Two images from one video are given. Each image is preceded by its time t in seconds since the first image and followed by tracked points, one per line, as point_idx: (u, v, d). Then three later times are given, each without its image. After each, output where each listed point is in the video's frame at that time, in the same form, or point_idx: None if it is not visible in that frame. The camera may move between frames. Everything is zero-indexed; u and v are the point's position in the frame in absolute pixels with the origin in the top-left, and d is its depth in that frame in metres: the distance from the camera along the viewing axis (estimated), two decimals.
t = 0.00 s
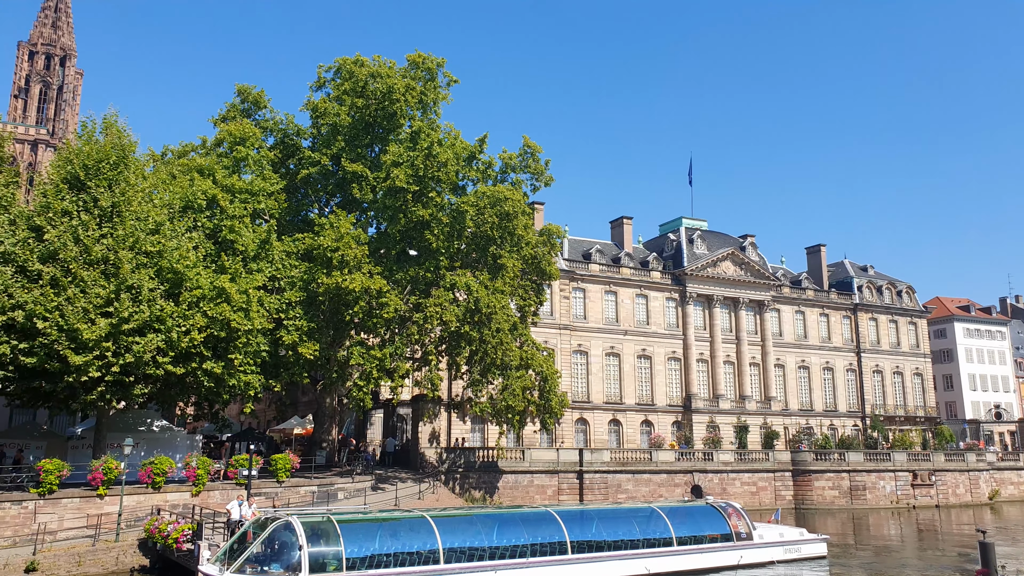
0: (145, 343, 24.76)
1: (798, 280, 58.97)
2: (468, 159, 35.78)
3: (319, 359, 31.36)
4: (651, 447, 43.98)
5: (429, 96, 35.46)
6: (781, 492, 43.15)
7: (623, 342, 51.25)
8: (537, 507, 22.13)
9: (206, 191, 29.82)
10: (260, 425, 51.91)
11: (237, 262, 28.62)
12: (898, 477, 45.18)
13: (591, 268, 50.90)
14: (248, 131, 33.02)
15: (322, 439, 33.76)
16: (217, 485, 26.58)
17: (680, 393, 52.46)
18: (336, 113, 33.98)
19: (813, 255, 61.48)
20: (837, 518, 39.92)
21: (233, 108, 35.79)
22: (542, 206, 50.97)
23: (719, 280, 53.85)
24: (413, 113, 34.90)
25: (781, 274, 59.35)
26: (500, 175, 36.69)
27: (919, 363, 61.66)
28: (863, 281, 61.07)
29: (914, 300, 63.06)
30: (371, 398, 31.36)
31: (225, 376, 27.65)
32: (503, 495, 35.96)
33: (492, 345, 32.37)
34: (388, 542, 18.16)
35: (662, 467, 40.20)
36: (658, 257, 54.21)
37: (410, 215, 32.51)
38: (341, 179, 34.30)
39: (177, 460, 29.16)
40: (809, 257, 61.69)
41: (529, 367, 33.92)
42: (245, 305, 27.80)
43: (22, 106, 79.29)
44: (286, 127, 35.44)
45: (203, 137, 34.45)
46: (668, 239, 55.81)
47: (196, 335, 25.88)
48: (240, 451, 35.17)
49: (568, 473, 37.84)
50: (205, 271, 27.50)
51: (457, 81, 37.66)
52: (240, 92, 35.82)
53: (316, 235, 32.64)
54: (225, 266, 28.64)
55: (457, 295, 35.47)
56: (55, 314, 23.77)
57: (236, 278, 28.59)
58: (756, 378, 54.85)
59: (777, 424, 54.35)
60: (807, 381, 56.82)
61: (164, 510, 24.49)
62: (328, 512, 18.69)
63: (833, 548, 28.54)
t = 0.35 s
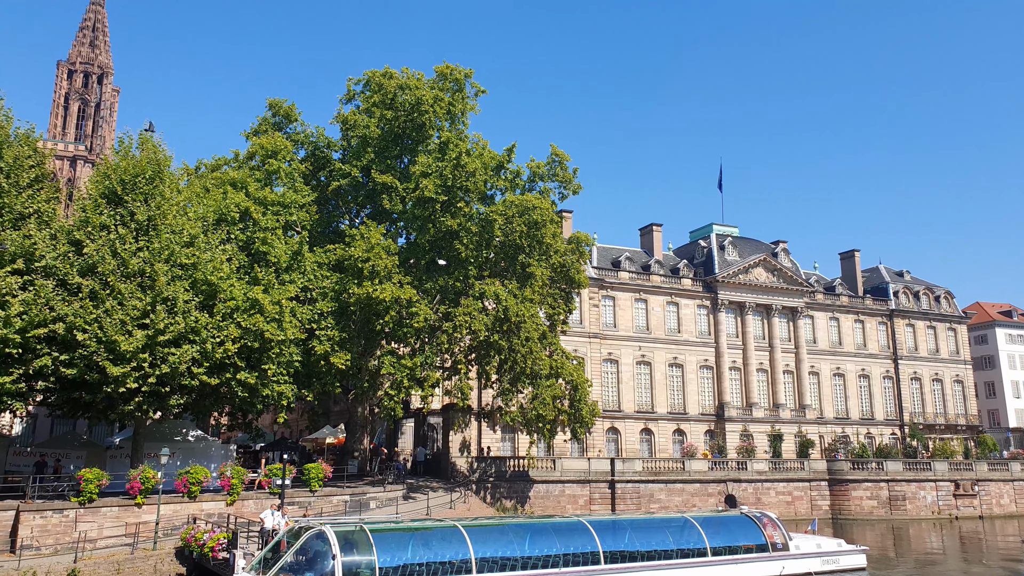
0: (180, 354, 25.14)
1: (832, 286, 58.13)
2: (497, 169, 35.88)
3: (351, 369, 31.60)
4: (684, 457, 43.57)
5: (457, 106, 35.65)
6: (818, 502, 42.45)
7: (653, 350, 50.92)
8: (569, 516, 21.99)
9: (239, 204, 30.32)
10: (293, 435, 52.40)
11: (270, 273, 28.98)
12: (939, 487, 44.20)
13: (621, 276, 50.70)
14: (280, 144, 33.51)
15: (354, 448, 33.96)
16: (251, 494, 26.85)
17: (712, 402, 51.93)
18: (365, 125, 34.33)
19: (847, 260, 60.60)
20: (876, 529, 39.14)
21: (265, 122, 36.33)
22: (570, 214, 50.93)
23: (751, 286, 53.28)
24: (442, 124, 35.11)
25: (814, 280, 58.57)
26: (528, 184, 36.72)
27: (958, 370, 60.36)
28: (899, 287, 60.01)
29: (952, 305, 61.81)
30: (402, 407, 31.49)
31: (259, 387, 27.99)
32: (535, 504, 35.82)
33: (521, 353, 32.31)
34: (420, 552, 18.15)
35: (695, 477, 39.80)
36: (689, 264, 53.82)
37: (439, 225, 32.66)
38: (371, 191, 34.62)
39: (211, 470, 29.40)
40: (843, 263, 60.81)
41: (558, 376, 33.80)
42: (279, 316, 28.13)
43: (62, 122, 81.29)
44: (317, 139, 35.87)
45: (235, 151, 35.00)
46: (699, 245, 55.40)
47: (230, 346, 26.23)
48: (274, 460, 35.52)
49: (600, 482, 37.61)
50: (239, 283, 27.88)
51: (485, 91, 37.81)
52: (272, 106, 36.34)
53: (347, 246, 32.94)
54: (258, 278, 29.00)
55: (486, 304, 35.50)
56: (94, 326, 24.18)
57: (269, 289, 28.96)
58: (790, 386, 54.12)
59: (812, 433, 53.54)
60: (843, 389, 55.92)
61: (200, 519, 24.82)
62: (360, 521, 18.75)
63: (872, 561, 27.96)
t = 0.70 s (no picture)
0: (213, 363, 25.47)
1: (866, 291, 57.22)
2: (525, 177, 35.94)
3: (381, 377, 31.78)
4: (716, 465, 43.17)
5: (485, 115, 35.77)
6: (854, 511, 41.74)
7: (684, 358, 50.52)
8: (600, 525, 21.84)
9: (271, 214, 30.72)
10: (324, 443, 52.83)
11: (302, 282, 29.29)
12: (979, 496, 43.23)
13: (650, 282, 50.43)
14: (310, 155, 33.93)
15: (385, 456, 34.12)
16: (283, 502, 27.08)
17: (744, 409, 51.35)
18: (394, 135, 34.63)
19: (881, 265, 59.69)
20: (915, 538, 38.37)
21: (295, 133, 36.81)
22: (598, 221, 50.83)
23: (782, 292, 52.67)
24: (470, 133, 35.26)
25: (847, 285, 57.77)
26: (556, 192, 36.73)
27: (997, 376, 59.06)
28: (935, 292, 58.93)
29: (991, 310, 60.55)
30: (432, 415, 31.55)
31: (291, 395, 28.25)
32: (566, 513, 35.66)
33: (550, 361, 32.21)
34: (451, 560, 18.11)
35: (727, 486, 39.38)
36: (719, 270, 53.37)
37: (467, 233, 32.76)
38: (400, 200, 34.88)
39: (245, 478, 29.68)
40: (877, 267, 59.92)
41: (588, 383, 33.65)
42: (310, 324, 28.39)
43: (98, 135, 83.14)
44: (346, 149, 36.24)
45: (267, 162, 35.48)
46: (729, 251, 54.92)
47: (263, 355, 26.51)
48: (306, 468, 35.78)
49: (631, 491, 37.35)
50: (271, 292, 28.21)
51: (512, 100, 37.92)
52: (302, 117, 36.80)
53: (377, 255, 33.17)
54: (289, 287, 29.33)
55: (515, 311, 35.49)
56: (129, 335, 24.60)
57: (300, 298, 29.26)
58: (824, 393, 53.35)
59: (847, 441, 52.70)
60: (878, 396, 54.98)
61: (234, 526, 25.08)
62: (392, 529, 18.78)
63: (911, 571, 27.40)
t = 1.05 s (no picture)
0: (246, 370, 25.80)
1: (900, 294, 56.33)
2: (552, 182, 35.95)
3: (411, 383, 31.92)
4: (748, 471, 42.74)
5: (513, 121, 35.82)
6: (890, 518, 41.05)
7: (714, 363, 50.10)
8: (632, 531, 21.69)
9: (302, 223, 31.09)
10: (355, 449, 53.22)
11: (332, 289, 29.55)
12: (1020, 503, 42.25)
13: (680, 287, 50.11)
14: (340, 164, 34.30)
15: (415, 462, 34.27)
16: (315, 508, 27.31)
17: (776, 414, 50.75)
18: (422, 143, 34.86)
19: (915, 268, 58.73)
20: (954, 546, 37.58)
21: (325, 142, 37.22)
22: (627, 226, 50.67)
23: (814, 296, 52.04)
24: (498, 140, 35.36)
25: (881, 288, 56.91)
26: (584, 197, 36.68)
27: None
28: (972, 294, 57.81)
29: None
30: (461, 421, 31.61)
31: (323, 401, 28.50)
32: (596, 519, 35.50)
33: (580, 367, 32.10)
34: (483, 566, 18.10)
35: (760, 492, 38.96)
36: (749, 274, 52.90)
37: (495, 239, 32.82)
38: (429, 208, 35.08)
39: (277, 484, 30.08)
40: (911, 270, 58.96)
41: (618, 389, 33.48)
42: (341, 331, 28.63)
43: (131, 147, 84.75)
44: (375, 157, 36.59)
45: (297, 171, 35.91)
46: (759, 255, 54.42)
47: (295, 361, 26.79)
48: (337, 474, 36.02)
49: (662, 497, 37.08)
50: (302, 299, 28.51)
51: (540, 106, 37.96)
52: (331, 126, 37.22)
53: (406, 262, 33.38)
54: (320, 294, 29.62)
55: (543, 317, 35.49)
56: (164, 343, 25.01)
57: (331, 306, 29.54)
58: (858, 398, 52.55)
59: (882, 446, 51.84)
60: (914, 400, 54.03)
61: (267, 532, 25.34)
62: (424, 535, 18.81)
63: None
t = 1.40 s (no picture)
0: (278, 375, 26.11)
1: (935, 295, 55.41)
2: (579, 186, 35.93)
3: (439, 388, 32.05)
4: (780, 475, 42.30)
5: (538, 126, 35.91)
6: (927, 524, 40.33)
7: (745, 366, 49.63)
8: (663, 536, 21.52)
9: (331, 230, 31.44)
10: (384, 453, 53.57)
11: (362, 295, 29.80)
12: None
13: (709, 290, 49.75)
14: (368, 171, 34.63)
15: (444, 466, 34.42)
16: (346, 512, 27.51)
17: (808, 418, 50.12)
18: (449, 148, 35.07)
19: (950, 268, 57.73)
20: (994, 552, 36.79)
21: (353, 149, 37.61)
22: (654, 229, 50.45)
23: (846, 297, 51.37)
24: (524, 144, 35.43)
25: (914, 289, 56.03)
26: (611, 200, 36.61)
27: None
28: (1010, 294, 56.66)
29: None
30: (490, 425, 31.66)
31: (353, 406, 28.76)
32: (626, 524, 35.31)
33: (608, 371, 31.97)
34: (513, 570, 18.06)
35: (792, 496, 38.52)
36: (780, 276, 52.37)
37: (522, 244, 32.84)
38: (456, 213, 35.24)
39: (309, 488, 30.36)
40: (946, 271, 57.98)
41: (647, 394, 33.29)
42: (370, 336, 28.86)
43: (163, 156, 86.28)
44: (403, 164, 36.89)
45: (326, 178, 36.32)
46: (789, 256, 53.87)
47: (325, 367, 27.06)
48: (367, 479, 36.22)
49: (692, 502, 36.79)
50: (332, 305, 28.79)
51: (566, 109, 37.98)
52: (359, 133, 37.59)
53: (434, 267, 33.57)
54: (350, 299, 29.89)
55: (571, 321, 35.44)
56: (198, 350, 25.41)
57: (361, 311, 29.79)
58: (892, 401, 51.73)
59: (918, 451, 50.88)
60: (950, 403, 53.06)
61: (299, 536, 25.59)
62: (454, 540, 18.80)
63: None
